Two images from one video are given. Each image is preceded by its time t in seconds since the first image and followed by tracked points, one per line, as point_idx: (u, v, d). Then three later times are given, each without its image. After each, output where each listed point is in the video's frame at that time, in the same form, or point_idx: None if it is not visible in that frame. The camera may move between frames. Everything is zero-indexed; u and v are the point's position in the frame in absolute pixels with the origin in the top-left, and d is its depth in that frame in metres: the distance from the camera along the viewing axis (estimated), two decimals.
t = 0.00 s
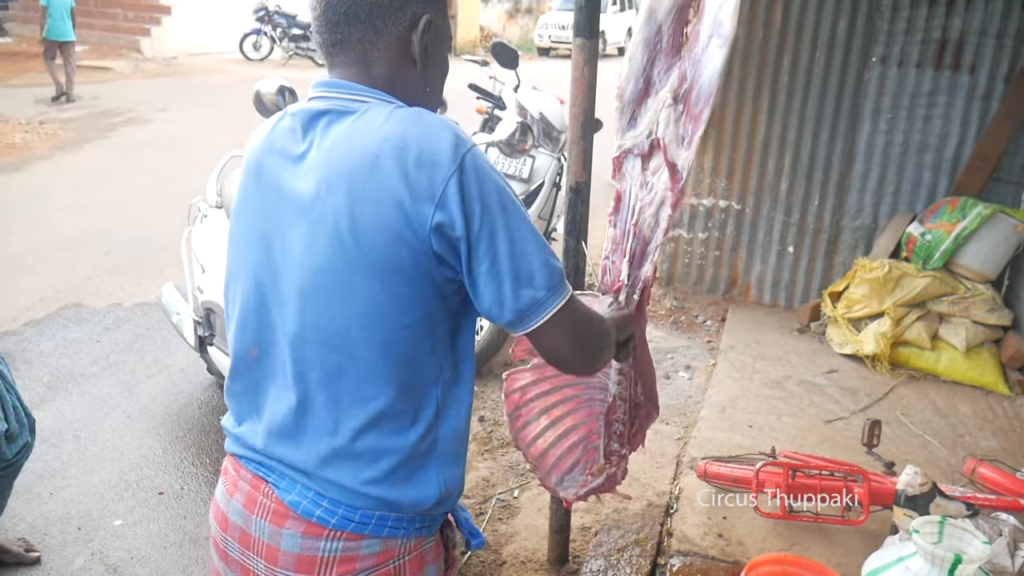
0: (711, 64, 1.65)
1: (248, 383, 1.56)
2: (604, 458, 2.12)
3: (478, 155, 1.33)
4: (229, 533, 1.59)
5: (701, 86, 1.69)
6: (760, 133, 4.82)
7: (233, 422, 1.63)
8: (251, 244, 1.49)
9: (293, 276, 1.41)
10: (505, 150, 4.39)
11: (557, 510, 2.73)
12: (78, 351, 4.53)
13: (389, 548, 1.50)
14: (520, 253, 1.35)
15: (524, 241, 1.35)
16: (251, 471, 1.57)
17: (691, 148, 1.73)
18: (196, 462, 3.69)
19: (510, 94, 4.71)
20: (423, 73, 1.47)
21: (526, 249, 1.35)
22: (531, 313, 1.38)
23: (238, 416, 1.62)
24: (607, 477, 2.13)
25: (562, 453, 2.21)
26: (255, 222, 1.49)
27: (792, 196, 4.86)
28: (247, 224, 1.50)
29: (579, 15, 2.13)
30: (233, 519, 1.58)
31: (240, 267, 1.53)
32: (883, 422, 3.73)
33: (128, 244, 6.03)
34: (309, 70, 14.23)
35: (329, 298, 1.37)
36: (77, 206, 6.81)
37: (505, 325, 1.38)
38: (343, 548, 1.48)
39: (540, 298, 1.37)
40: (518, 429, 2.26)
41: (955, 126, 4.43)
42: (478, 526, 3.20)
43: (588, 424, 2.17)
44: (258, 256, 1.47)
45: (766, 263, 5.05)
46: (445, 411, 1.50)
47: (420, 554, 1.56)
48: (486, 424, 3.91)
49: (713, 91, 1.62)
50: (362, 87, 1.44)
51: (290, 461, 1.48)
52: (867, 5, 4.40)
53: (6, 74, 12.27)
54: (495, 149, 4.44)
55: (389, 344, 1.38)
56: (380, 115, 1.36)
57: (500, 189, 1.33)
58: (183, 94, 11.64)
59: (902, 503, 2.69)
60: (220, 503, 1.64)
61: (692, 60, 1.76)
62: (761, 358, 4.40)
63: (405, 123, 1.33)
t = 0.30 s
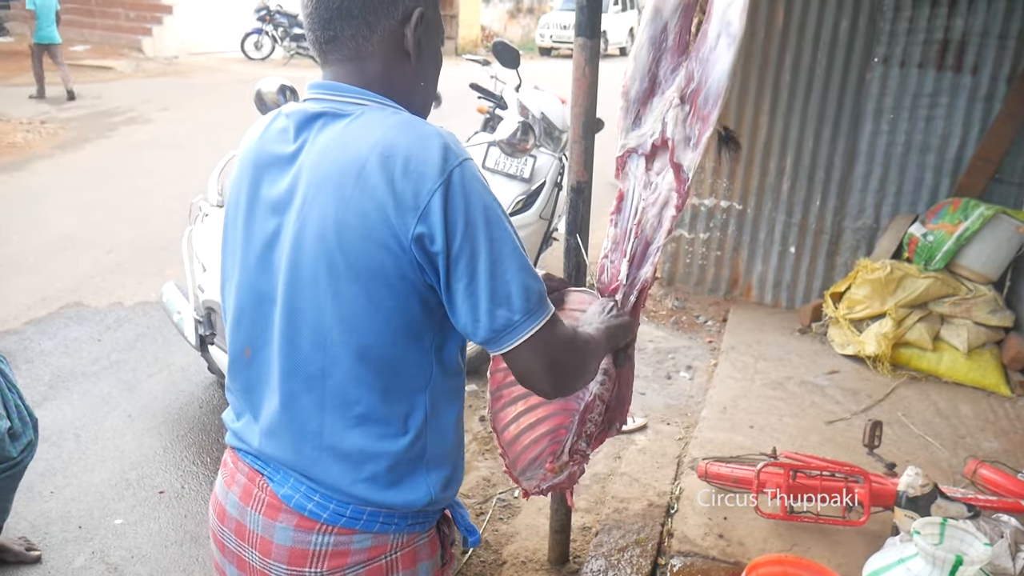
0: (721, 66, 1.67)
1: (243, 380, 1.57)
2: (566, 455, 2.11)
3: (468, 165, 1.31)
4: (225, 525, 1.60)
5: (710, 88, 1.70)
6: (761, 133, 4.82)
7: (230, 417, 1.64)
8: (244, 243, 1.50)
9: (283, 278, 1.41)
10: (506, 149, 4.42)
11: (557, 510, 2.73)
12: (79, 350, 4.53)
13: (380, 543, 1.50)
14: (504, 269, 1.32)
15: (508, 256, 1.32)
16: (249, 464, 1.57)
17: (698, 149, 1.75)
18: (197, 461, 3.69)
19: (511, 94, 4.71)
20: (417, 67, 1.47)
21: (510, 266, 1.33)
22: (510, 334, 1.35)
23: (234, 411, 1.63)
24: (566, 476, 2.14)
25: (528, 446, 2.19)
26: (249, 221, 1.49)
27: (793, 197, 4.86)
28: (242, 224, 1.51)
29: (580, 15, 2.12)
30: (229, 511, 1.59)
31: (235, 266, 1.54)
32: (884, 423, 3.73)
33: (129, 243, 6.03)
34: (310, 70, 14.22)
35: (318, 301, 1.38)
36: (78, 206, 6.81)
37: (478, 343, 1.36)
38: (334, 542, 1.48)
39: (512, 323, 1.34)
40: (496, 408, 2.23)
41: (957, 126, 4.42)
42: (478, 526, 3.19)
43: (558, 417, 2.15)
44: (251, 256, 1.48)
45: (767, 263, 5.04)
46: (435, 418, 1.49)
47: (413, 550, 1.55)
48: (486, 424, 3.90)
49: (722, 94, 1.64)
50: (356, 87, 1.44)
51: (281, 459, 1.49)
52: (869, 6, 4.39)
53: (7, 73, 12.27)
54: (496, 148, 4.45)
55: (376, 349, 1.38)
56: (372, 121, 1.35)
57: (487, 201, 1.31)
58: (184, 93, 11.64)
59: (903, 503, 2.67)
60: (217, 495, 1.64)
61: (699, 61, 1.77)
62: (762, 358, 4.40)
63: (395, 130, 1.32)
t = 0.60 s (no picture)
0: (721, 62, 1.70)
1: (240, 375, 1.56)
2: (591, 448, 2.14)
3: (473, 154, 1.32)
4: (217, 522, 1.60)
5: (710, 83, 1.74)
6: (763, 128, 4.80)
7: (224, 414, 1.63)
8: (242, 237, 1.49)
9: (284, 271, 1.41)
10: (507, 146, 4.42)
11: (558, 506, 2.73)
12: (81, 347, 4.54)
13: (372, 543, 1.50)
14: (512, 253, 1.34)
15: (515, 241, 1.34)
16: (242, 461, 1.57)
17: (694, 140, 1.78)
18: (199, 457, 3.69)
19: (512, 90, 4.70)
20: (415, 63, 1.47)
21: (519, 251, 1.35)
22: (520, 316, 1.37)
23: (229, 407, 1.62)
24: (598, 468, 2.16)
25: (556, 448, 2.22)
26: (245, 214, 1.49)
27: (795, 193, 4.85)
28: (238, 218, 1.50)
29: (581, 10, 2.11)
30: (222, 509, 1.59)
31: (233, 261, 1.53)
32: (886, 419, 3.72)
33: (130, 240, 6.04)
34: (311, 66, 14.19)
35: (320, 293, 1.37)
36: (80, 203, 6.81)
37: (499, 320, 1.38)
38: (326, 541, 1.48)
39: (533, 299, 1.36)
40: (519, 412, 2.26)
41: (959, 122, 4.42)
42: (480, 522, 3.19)
43: (577, 413, 2.19)
44: (249, 249, 1.47)
45: (769, 259, 5.04)
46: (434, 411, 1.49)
47: (405, 549, 1.55)
48: (488, 420, 3.90)
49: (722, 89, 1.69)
50: (354, 81, 1.43)
51: (280, 454, 1.48)
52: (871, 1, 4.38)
53: (8, 71, 12.28)
54: (497, 144, 4.45)
55: (379, 340, 1.38)
56: (375, 112, 1.35)
57: (494, 188, 1.32)
58: (185, 90, 11.64)
59: (904, 499, 2.67)
60: (210, 493, 1.64)
61: (698, 56, 1.79)
62: (763, 354, 4.39)
63: (399, 120, 1.32)
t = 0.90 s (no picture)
0: (729, 58, 1.77)
1: (233, 373, 1.56)
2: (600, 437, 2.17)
3: (471, 153, 1.32)
4: (214, 524, 1.60)
5: (718, 79, 1.81)
6: (763, 123, 4.79)
7: (217, 413, 1.62)
8: (236, 235, 1.48)
9: (279, 270, 1.40)
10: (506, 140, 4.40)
11: (558, 501, 2.73)
12: (81, 343, 4.54)
13: (373, 539, 1.50)
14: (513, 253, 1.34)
15: (517, 241, 1.33)
16: (237, 462, 1.56)
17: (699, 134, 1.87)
18: (199, 453, 3.69)
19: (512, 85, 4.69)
20: (410, 62, 1.47)
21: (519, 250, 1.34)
22: (528, 318, 1.37)
23: (221, 406, 1.61)
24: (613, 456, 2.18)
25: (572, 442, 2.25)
26: (238, 213, 1.48)
27: (795, 188, 4.85)
28: (232, 216, 1.49)
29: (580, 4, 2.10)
30: (218, 511, 1.58)
31: (226, 259, 1.52)
32: (886, 413, 3.73)
33: (130, 236, 6.03)
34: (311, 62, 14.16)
35: (315, 292, 1.36)
36: (79, 199, 6.80)
37: (509, 320, 1.37)
38: (327, 539, 1.48)
39: (543, 295, 1.36)
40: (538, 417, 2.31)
41: (960, 116, 4.41)
42: (480, 516, 3.19)
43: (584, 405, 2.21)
44: (243, 248, 1.46)
45: (769, 254, 5.03)
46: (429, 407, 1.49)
47: (405, 545, 1.56)
48: (488, 415, 3.91)
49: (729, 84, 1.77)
50: (350, 77, 1.43)
51: (275, 453, 1.48)
52: None
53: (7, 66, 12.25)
54: (496, 139, 4.41)
55: (375, 339, 1.38)
56: (372, 110, 1.35)
57: (493, 187, 1.32)
58: (184, 86, 11.61)
59: (904, 493, 2.65)
60: (205, 494, 1.63)
61: (703, 51, 1.84)
62: (763, 349, 4.39)
63: (397, 119, 1.32)
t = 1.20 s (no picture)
0: (717, 54, 1.73)
1: (228, 370, 1.55)
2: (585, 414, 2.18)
3: (479, 161, 1.33)
4: (210, 524, 1.59)
5: (707, 76, 1.77)
6: (760, 118, 4.79)
7: (210, 410, 1.61)
8: (235, 231, 1.46)
9: (280, 269, 1.39)
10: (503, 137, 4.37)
11: (556, 497, 2.73)
12: (77, 342, 4.53)
13: (370, 538, 1.51)
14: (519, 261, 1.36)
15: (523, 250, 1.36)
16: (233, 461, 1.56)
17: (695, 134, 1.83)
18: (196, 451, 3.69)
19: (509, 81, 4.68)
20: (414, 63, 1.47)
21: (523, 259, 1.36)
22: (533, 322, 1.41)
23: (216, 404, 1.60)
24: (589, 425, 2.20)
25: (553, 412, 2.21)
26: (238, 208, 1.46)
27: (792, 183, 4.85)
28: (231, 211, 1.47)
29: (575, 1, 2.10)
30: (213, 511, 1.58)
31: (224, 255, 1.50)
32: (883, 408, 3.73)
33: (127, 234, 6.02)
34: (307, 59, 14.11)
35: (317, 293, 1.36)
36: (75, 197, 6.79)
37: (511, 326, 1.41)
38: (325, 538, 1.48)
39: (545, 303, 1.40)
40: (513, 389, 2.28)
41: (956, 111, 4.41)
42: (478, 514, 3.19)
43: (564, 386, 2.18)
44: (242, 244, 1.45)
45: (766, 250, 5.03)
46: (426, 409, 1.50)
47: (402, 544, 1.56)
48: (486, 412, 3.90)
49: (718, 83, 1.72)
50: (354, 77, 1.43)
51: (271, 453, 1.48)
52: None
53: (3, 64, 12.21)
54: (493, 136, 4.41)
55: (377, 342, 1.38)
56: (381, 113, 1.34)
57: (501, 196, 1.33)
58: (180, 83, 11.58)
59: (902, 488, 2.68)
60: (199, 495, 1.63)
61: (693, 49, 1.81)
62: (761, 344, 4.40)
63: (406, 123, 1.32)
